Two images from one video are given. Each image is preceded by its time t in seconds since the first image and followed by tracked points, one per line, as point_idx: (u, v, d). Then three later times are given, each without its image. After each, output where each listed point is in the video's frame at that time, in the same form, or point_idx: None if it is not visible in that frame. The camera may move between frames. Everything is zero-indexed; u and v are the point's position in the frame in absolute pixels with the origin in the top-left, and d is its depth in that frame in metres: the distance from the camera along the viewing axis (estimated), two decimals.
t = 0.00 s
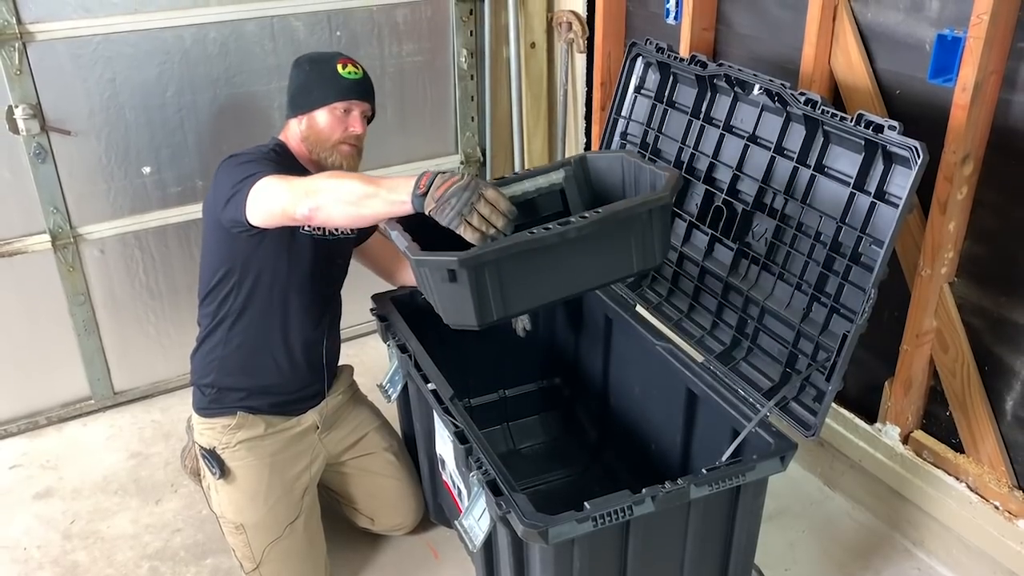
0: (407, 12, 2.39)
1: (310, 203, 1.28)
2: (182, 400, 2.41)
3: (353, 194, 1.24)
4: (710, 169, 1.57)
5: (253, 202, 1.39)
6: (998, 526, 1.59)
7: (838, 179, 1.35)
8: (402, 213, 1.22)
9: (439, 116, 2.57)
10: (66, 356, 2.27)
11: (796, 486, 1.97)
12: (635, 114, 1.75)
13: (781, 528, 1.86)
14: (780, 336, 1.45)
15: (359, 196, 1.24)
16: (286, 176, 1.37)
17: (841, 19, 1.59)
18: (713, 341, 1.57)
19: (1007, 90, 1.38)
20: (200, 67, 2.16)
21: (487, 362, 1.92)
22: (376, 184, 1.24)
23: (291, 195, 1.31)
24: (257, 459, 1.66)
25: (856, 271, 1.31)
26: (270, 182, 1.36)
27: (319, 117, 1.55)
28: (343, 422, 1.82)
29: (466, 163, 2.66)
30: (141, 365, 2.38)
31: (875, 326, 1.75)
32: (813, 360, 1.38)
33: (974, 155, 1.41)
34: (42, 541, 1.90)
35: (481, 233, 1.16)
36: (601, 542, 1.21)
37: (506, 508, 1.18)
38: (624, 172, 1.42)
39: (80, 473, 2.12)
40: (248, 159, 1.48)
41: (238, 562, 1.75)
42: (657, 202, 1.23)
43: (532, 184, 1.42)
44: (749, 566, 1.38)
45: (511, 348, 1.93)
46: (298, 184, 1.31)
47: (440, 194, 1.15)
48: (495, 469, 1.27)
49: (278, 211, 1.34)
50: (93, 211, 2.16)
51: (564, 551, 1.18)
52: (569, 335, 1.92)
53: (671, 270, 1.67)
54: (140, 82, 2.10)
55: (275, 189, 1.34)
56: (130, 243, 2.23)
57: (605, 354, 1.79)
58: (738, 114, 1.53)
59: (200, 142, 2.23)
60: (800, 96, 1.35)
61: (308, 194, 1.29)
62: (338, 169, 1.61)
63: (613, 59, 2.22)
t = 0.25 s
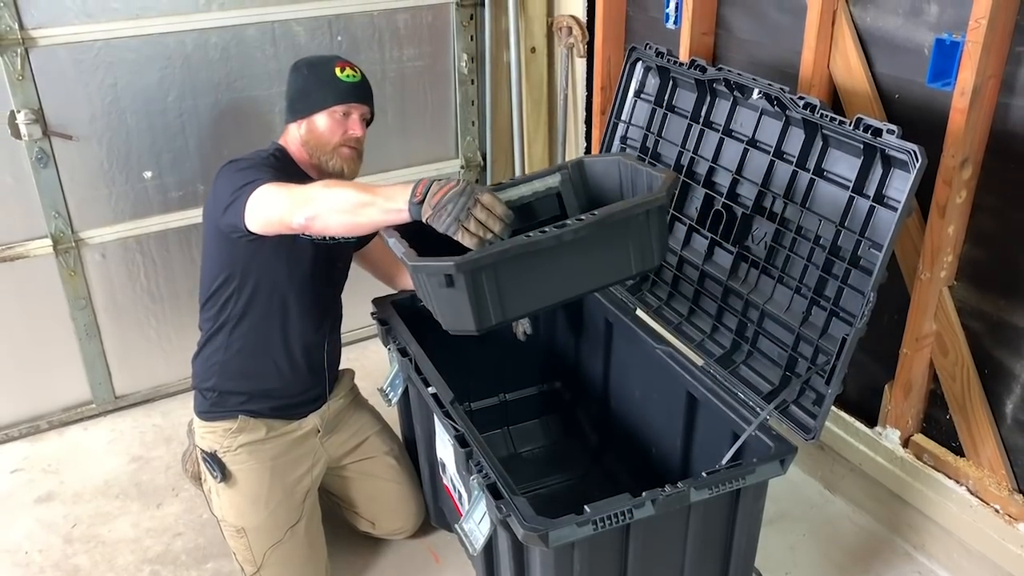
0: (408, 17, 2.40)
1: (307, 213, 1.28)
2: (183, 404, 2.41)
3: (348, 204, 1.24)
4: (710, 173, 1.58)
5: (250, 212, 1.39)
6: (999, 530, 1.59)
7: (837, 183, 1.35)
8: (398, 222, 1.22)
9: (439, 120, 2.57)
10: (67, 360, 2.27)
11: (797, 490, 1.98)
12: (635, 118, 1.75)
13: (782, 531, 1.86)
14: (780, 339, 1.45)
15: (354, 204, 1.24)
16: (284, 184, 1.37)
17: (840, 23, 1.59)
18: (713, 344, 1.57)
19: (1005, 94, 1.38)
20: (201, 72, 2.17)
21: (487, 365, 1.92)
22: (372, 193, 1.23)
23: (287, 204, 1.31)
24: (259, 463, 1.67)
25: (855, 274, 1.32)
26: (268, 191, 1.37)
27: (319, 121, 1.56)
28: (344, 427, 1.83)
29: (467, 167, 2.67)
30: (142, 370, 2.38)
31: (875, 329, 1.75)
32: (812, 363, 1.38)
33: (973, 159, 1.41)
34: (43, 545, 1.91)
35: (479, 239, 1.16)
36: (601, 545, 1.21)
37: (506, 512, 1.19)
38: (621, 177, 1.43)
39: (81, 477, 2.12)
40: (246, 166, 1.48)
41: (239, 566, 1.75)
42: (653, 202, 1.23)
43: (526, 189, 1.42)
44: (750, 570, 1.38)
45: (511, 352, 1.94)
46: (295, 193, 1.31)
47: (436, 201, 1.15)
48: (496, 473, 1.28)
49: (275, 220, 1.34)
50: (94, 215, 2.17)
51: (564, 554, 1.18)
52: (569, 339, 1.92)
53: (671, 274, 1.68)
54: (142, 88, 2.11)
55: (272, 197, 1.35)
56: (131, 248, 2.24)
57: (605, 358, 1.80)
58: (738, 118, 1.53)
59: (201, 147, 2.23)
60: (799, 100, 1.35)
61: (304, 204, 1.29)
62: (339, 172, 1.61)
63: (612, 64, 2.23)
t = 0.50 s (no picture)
0: (408, 21, 2.40)
1: (265, 250, 1.24)
2: (183, 407, 2.41)
3: (304, 235, 1.20)
4: (710, 176, 1.58)
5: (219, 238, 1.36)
6: (1000, 533, 1.59)
7: (837, 186, 1.35)
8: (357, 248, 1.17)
9: (439, 123, 2.57)
10: (68, 364, 2.27)
11: (797, 493, 1.97)
12: (635, 121, 1.75)
13: (782, 534, 1.86)
14: (780, 342, 1.45)
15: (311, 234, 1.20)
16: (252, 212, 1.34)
17: (840, 26, 1.59)
18: (713, 347, 1.56)
19: (1005, 97, 1.38)
20: (202, 75, 2.17)
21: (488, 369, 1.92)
22: (326, 222, 1.19)
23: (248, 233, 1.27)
24: (261, 466, 1.66)
25: (856, 278, 1.31)
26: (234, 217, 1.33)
27: (318, 123, 1.56)
28: (345, 431, 1.83)
29: (467, 170, 2.67)
30: (142, 373, 2.38)
31: (876, 332, 1.75)
32: (813, 366, 1.38)
33: (972, 162, 1.41)
34: (44, 549, 1.91)
35: (446, 245, 1.14)
36: (601, 549, 1.21)
37: (506, 515, 1.18)
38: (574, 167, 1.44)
39: (81, 480, 2.12)
40: (233, 176, 1.45)
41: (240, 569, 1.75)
42: (607, 181, 1.24)
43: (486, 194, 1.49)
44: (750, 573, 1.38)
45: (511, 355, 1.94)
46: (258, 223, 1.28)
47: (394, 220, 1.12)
48: (496, 476, 1.28)
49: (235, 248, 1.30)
50: (95, 218, 2.17)
51: (564, 558, 1.18)
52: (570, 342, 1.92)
53: (671, 277, 1.67)
54: (142, 91, 2.11)
55: (236, 225, 1.31)
56: (131, 251, 2.24)
57: (606, 362, 1.79)
58: (738, 121, 1.53)
59: (201, 150, 2.24)
60: (799, 103, 1.36)
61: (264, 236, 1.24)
62: (336, 173, 1.62)
63: (612, 67, 2.24)
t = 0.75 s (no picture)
0: (410, 19, 2.40)
1: (211, 315, 1.26)
2: (184, 406, 2.41)
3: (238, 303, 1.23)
4: (713, 176, 1.57)
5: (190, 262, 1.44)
6: (1003, 535, 1.58)
7: (841, 187, 1.34)
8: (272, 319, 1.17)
9: (441, 122, 2.57)
10: (69, 362, 2.27)
11: (800, 494, 1.97)
12: (638, 121, 1.75)
13: (785, 536, 1.86)
14: (783, 343, 1.45)
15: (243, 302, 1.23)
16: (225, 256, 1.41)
17: (844, 27, 1.59)
18: (715, 348, 1.56)
19: (1010, 97, 1.37)
20: (203, 74, 2.17)
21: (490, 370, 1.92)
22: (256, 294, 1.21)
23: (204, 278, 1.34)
24: (262, 464, 1.66)
25: (859, 278, 1.31)
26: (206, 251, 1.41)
27: (324, 123, 1.55)
28: (347, 430, 1.82)
29: (469, 169, 2.66)
30: (144, 372, 2.38)
31: (879, 333, 1.74)
32: (816, 367, 1.37)
33: (977, 163, 1.41)
34: (44, 548, 1.90)
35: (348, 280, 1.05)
36: (603, 551, 1.20)
37: (508, 517, 1.18)
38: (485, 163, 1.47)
39: (81, 479, 2.12)
40: (217, 188, 1.50)
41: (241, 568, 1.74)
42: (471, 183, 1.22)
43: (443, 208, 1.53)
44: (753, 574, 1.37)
45: (512, 355, 1.93)
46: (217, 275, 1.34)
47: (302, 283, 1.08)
48: (497, 477, 1.27)
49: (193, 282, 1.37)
50: (96, 217, 2.16)
51: (566, 559, 1.18)
52: (572, 342, 1.91)
53: (673, 277, 1.67)
54: (143, 90, 2.11)
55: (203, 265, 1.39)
56: (133, 250, 2.24)
57: (608, 362, 1.79)
58: (741, 120, 1.53)
59: (203, 148, 2.23)
60: (802, 102, 1.35)
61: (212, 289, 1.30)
62: (338, 175, 1.61)
63: (615, 66, 2.23)
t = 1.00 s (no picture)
0: (418, 13, 2.39)
1: (192, 327, 1.41)
2: (189, 399, 2.41)
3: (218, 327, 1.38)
4: (722, 172, 1.56)
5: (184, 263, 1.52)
6: (1011, 535, 1.58)
7: (852, 183, 1.33)
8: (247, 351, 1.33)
9: (448, 117, 2.56)
10: (75, 354, 2.27)
11: (806, 492, 1.96)
12: (646, 116, 1.74)
13: (791, 534, 1.85)
14: (792, 341, 1.44)
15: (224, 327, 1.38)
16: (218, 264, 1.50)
17: (855, 22, 1.57)
18: (723, 345, 1.55)
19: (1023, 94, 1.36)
20: (211, 67, 2.17)
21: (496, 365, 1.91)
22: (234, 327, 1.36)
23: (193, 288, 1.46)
24: (268, 457, 1.66)
25: (870, 276, 1.30)
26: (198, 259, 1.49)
27: (328, 118, 1.55)
28: (354, 422, 1.81)
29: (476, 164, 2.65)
30: (150, 364, 2.38)
31: (888, 332, 1.73)
32: (825, 365, 1.37)
33: (988, 160, 1.39)
34: (50, 540, 1.91)
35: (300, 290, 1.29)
36: (609, 547, 1.20)
37: (515, 512, 1.18)
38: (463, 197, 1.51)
39: (87, 471, 2.12)
40: (207, 193, 1.53)
41: (246, 560, 1.74)
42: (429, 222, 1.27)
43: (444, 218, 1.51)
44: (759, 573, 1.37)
45: (519, 351, 1.92)
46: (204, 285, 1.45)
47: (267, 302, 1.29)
48: (504, 473, 1.27)
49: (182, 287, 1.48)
50: (103, 209, 2.16)
51: (572, 556, 1.17)
52: (579, 337, 1.91)
53: (681, 273, 1.66)
54: (151, 83, 2.11)
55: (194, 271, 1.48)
56: (139, 242, 2.24)
57: (615, 358, 1.78)
58: (751, 116, 1.52)
59: (210, 141, 2.23)
60: (813, 98, 1.34)
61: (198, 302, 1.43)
62: (339, 170, 1.61)
63: (625, 61, 2.21)
